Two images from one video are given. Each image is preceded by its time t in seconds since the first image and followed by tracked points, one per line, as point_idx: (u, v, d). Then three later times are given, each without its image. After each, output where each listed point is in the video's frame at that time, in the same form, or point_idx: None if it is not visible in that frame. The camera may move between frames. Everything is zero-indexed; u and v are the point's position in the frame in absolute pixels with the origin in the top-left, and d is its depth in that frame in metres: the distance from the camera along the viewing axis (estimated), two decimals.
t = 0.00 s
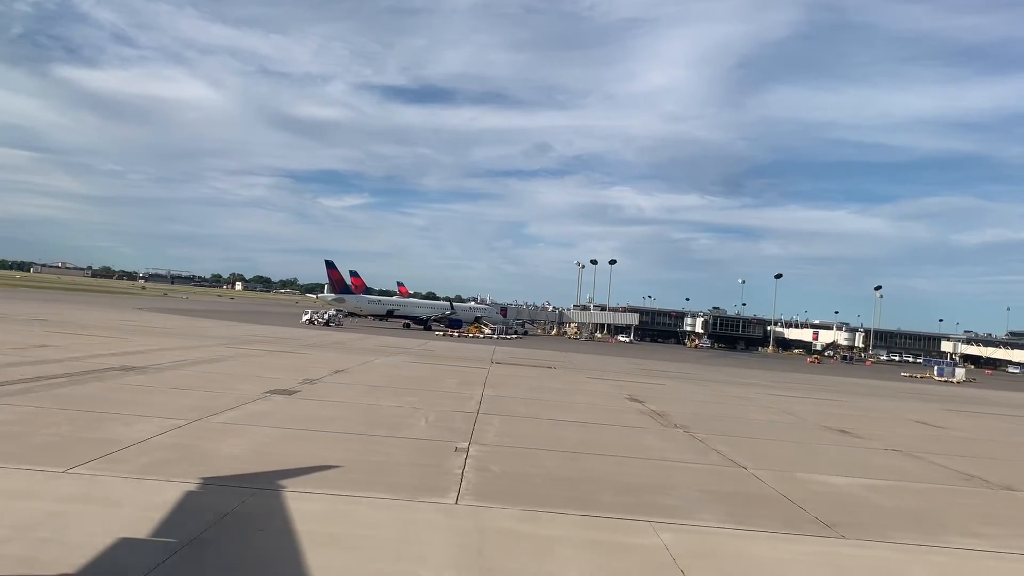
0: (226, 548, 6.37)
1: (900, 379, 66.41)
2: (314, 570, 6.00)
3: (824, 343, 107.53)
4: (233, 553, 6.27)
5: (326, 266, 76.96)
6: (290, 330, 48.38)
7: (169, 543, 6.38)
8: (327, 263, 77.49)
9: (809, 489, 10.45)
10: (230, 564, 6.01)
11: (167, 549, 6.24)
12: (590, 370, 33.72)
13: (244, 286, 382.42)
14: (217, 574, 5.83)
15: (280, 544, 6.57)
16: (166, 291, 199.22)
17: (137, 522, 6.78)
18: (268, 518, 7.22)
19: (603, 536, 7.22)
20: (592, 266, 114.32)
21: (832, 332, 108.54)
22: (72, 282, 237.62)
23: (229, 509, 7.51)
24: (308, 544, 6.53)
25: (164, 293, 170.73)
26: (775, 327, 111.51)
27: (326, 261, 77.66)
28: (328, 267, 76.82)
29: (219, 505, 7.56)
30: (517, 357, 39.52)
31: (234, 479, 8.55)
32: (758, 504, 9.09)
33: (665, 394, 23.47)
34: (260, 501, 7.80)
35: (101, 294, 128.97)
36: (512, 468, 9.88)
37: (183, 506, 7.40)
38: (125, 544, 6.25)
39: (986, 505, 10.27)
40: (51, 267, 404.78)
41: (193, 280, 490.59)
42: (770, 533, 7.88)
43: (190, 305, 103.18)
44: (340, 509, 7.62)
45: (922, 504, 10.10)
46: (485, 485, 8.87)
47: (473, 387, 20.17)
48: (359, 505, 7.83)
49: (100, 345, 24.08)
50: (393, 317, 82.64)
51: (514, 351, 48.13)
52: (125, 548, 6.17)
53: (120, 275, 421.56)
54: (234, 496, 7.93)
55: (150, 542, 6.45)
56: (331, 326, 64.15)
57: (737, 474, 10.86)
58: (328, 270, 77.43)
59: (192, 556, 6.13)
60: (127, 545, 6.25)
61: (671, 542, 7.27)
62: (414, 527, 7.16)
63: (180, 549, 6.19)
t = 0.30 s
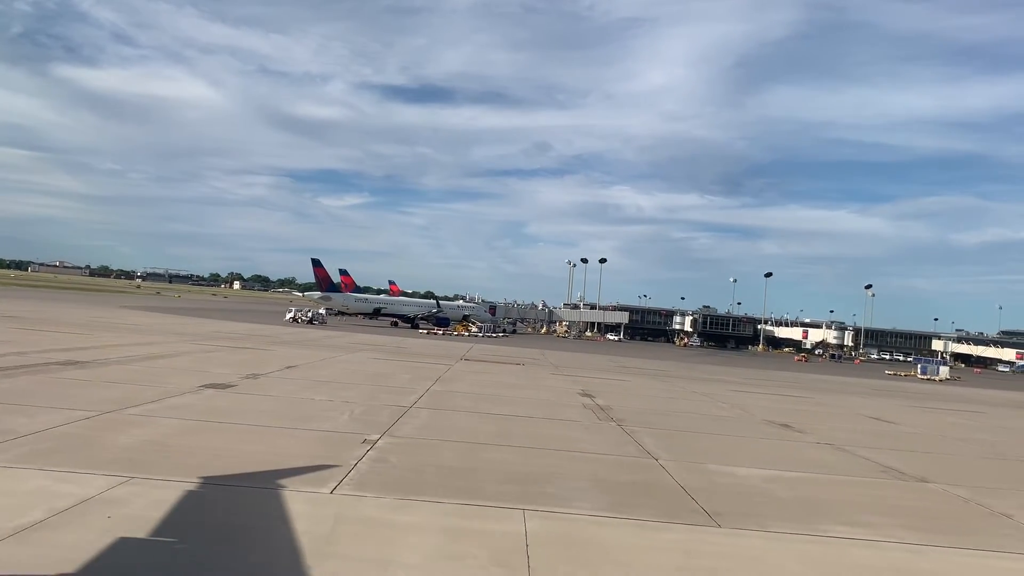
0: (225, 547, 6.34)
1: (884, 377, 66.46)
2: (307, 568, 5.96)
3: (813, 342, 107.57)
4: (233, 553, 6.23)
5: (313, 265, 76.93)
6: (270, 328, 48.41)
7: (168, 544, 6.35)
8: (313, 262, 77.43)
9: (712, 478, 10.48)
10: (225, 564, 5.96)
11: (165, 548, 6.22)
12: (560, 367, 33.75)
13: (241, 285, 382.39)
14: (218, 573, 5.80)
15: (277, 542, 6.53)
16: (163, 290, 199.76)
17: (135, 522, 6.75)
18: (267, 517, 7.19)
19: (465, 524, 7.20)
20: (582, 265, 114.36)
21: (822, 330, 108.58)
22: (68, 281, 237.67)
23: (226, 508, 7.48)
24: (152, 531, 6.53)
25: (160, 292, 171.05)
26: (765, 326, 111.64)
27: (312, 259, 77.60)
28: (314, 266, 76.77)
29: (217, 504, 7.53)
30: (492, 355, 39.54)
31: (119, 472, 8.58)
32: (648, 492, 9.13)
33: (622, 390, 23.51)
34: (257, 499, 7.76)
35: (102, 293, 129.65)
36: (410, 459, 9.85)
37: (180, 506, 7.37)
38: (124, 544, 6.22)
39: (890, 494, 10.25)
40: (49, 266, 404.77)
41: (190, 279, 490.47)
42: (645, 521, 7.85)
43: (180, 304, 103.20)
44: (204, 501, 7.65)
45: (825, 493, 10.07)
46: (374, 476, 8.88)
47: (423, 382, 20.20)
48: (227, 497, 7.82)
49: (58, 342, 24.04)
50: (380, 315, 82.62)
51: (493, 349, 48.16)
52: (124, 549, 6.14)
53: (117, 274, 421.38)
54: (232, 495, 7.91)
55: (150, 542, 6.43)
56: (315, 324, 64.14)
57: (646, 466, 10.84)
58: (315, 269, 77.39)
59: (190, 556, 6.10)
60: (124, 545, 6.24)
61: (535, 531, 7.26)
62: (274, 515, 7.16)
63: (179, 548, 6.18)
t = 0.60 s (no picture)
0: (221, 548, 6.30)
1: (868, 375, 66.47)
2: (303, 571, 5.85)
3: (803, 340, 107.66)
4: (229, 553, 6.19)
5: (299, 264, 76.79)
6: (248, 326, 48.32)
7: (166, 543, 6.32)
8: (300, 261, 77.26)
9: (616, 468, 10.47)
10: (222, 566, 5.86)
11: (163, 550, 6.16)
12: (530, 364, 33.73)
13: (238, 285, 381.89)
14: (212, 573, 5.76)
15: (273, 543, 6.42)
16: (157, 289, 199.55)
17: (36, 517, 6.69)
18: (264, 516, 7.08)
19: (323, 512, 7.17)
20: (572, 263, 114.37)
21: (812, 329, 108.66)
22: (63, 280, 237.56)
23: (228, 509, 7.38)
24: None
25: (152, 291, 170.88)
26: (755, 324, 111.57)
27: (298, 258, 77.34)
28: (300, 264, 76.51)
29: (220, 505, 7.44)
30: (467, 352, 39.51)
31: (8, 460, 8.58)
32: (537, 483, 9.12)
33: (579, 385, 23.50)
34: (257, 499, 7.65)
35: (92, 292, 129.33)
36: (308, 452, 9.85)
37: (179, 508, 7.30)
38: (120, 544, 6.20)
39: (791, 485, 10.21)
40: (45, 265, 404.40)
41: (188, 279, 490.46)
42: (515, 510, 7.86)
43: (169, 302, 102.99)
44: (75, 487, 7.72)
45: (725, 484, 10.04)
46: (259, 467, 8.92)
47: (373, 377, 20.21)
48: (96, 484, 7.90)
49: (15, 338, 23.96)
50: (367, 314, 82.55)
51: (472, 346, 48.17)
52: (121, 549, 6.11)
53: (114, 273, 421.02)
54: (232, 495, 7.81)
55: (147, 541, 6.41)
56: (298, 322, 64.06)
57: (552, 456, 10.82)
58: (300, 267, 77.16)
59: (186, 555, 6.05)
60: (122, 546, 6.19)
61: (397, 517, 7.24)
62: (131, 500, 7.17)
63: (177, 550, 6.10)
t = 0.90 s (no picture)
0: (225, 549, 6.18)
1: (852, 373, 66.52)
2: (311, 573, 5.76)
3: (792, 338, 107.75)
4: (236, 554, 6.08)
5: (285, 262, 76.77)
6: (227, 323, 48.32)
7: (168, 543, 6.20)
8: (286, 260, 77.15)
9: (520, 458, 10.50)
10: (228, 569, 5.72)
11: (168, 552, 5.99)
12: (500, 361, 33.77)
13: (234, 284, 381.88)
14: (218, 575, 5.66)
15: (281, 546, 6.31)
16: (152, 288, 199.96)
17: None
18: (266, 516, 7.03)
19: (186, 501, 7.25)
20: (562, 262, 114.35)
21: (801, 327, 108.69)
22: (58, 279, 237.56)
23: (232, 507, 7.24)
24: None
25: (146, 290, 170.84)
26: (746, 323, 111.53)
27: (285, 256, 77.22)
28: (287, 263, 76.47)
29: (224, 502, 7.29)
30: (441, 349, 39.56)
31: None
32: (427, 472, 9.17)
33: (535, 381, 23.54)
34: (258, 499, 7.52)
35: (85, 290, 129.47)
36: (207, 442, 9.89)
37: (182, 504, 7.13)
38: (125, 543, 6.09)
39: (692, 475, 10.27)
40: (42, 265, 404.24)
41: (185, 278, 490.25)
42: (387, 497, 7.92)
43: (160, 301, 103.01)
44: None
45: (625, 474, 10.08)
46: (149, 455, 8.92)
47: (322, 372, 20.25)
48: None
49: None
50: (354, 312, 82.52)
51: (452, 344, 48.20)
52: (125, 547, 6.00)
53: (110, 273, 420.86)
54: (235, 493, 7.66)
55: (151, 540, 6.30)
56: (282, 321, 64.06)
57: (460, 447, 10.83)
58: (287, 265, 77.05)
59: (190, 556, 5.94)
60: (124, 546, 6.01)
61: (264, 509, 7.28)
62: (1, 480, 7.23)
63: (182, 552, 5.94)
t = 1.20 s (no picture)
0: (223, 549, 6.23)
1: (834, 372, 66.72)
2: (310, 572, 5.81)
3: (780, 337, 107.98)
4: (234, 553, 6.13)
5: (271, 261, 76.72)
6: (204, 322, 48.27)
7: (168, 543, 6.27)
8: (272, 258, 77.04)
9: (423, 449, 10.53)
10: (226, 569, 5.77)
11: (166, 552, 6.04)
12: (468, 358, 33.89)
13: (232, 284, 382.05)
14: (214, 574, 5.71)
15: (278, 545, 6.37)
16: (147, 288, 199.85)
17: None
18: (266, 516, 7.08)
19: (44, 488, 7.28)
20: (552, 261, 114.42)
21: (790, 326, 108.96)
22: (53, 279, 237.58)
23: (227, 509, 7.29)
24: None
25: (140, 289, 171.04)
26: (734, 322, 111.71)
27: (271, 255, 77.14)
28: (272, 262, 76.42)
29: (132, 494, 7.35)
30: (413, 346, 39.62)
31: None
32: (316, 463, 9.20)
33: (490, 377, 23.60)
34: (125, 488, 7.57)
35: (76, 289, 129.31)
36: (102, 433, 9.88)
37: (179, 507, 7.18)
38: (124, 543, 6.16)
39: (592, 466, 10.31)
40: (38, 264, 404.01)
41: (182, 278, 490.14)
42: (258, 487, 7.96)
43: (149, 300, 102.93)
44: None
45: (524, 465, 10.13)
46: (31, 444, 8.91)
47: (270, 368, 20.26)
48: None
49: None
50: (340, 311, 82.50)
51: (429, 342, 48.27)
52: (125, 548, 6.08)
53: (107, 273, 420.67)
54: (232, 494, 7.74)
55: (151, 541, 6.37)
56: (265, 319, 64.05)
57: (366, 439, 10.86)
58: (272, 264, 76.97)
59: (189, 556, 6.00)
60: (123, 547, 6.08)
61: (130, 495, 7.37)
62: None
63: (178, 552, 5.99)
